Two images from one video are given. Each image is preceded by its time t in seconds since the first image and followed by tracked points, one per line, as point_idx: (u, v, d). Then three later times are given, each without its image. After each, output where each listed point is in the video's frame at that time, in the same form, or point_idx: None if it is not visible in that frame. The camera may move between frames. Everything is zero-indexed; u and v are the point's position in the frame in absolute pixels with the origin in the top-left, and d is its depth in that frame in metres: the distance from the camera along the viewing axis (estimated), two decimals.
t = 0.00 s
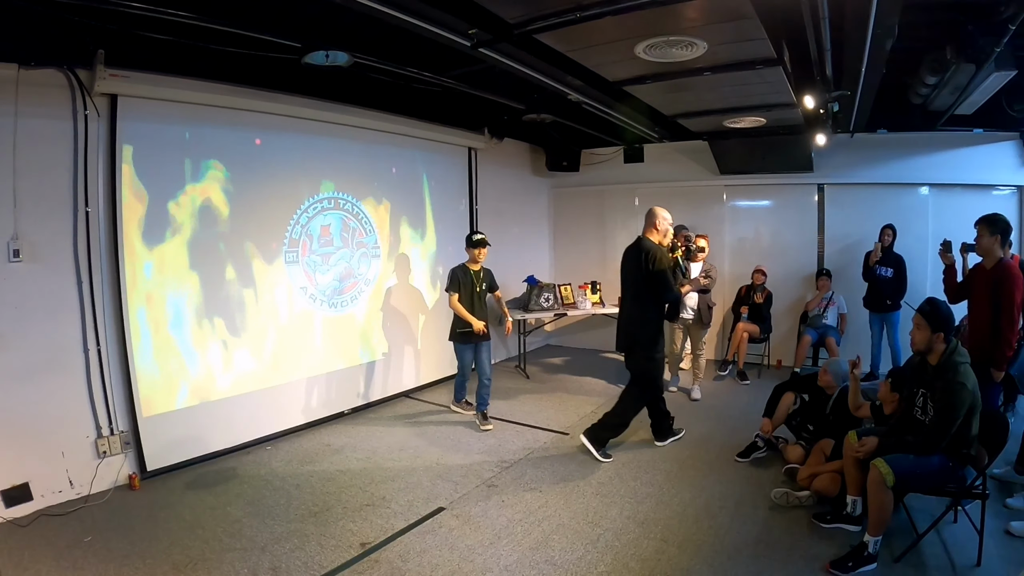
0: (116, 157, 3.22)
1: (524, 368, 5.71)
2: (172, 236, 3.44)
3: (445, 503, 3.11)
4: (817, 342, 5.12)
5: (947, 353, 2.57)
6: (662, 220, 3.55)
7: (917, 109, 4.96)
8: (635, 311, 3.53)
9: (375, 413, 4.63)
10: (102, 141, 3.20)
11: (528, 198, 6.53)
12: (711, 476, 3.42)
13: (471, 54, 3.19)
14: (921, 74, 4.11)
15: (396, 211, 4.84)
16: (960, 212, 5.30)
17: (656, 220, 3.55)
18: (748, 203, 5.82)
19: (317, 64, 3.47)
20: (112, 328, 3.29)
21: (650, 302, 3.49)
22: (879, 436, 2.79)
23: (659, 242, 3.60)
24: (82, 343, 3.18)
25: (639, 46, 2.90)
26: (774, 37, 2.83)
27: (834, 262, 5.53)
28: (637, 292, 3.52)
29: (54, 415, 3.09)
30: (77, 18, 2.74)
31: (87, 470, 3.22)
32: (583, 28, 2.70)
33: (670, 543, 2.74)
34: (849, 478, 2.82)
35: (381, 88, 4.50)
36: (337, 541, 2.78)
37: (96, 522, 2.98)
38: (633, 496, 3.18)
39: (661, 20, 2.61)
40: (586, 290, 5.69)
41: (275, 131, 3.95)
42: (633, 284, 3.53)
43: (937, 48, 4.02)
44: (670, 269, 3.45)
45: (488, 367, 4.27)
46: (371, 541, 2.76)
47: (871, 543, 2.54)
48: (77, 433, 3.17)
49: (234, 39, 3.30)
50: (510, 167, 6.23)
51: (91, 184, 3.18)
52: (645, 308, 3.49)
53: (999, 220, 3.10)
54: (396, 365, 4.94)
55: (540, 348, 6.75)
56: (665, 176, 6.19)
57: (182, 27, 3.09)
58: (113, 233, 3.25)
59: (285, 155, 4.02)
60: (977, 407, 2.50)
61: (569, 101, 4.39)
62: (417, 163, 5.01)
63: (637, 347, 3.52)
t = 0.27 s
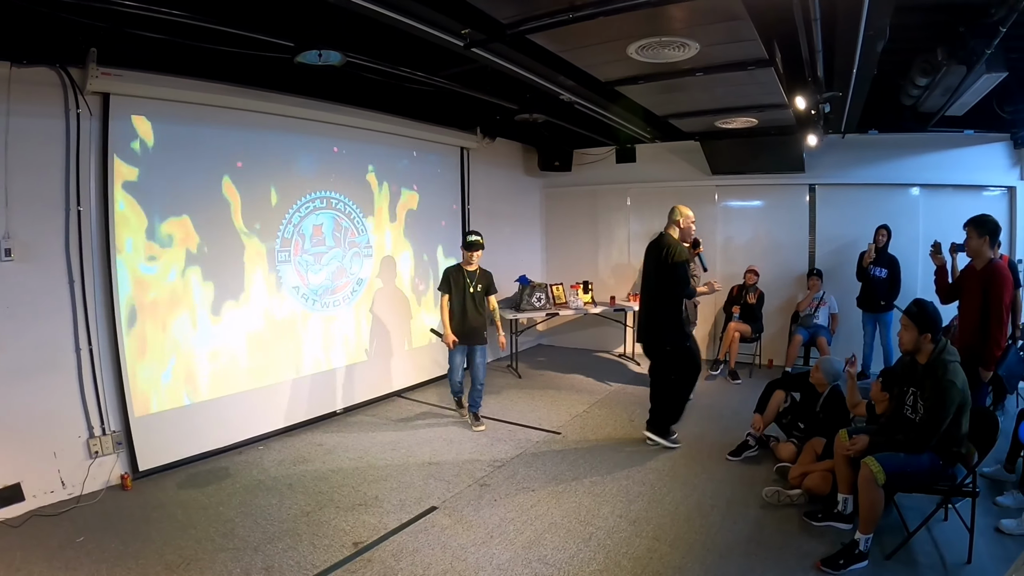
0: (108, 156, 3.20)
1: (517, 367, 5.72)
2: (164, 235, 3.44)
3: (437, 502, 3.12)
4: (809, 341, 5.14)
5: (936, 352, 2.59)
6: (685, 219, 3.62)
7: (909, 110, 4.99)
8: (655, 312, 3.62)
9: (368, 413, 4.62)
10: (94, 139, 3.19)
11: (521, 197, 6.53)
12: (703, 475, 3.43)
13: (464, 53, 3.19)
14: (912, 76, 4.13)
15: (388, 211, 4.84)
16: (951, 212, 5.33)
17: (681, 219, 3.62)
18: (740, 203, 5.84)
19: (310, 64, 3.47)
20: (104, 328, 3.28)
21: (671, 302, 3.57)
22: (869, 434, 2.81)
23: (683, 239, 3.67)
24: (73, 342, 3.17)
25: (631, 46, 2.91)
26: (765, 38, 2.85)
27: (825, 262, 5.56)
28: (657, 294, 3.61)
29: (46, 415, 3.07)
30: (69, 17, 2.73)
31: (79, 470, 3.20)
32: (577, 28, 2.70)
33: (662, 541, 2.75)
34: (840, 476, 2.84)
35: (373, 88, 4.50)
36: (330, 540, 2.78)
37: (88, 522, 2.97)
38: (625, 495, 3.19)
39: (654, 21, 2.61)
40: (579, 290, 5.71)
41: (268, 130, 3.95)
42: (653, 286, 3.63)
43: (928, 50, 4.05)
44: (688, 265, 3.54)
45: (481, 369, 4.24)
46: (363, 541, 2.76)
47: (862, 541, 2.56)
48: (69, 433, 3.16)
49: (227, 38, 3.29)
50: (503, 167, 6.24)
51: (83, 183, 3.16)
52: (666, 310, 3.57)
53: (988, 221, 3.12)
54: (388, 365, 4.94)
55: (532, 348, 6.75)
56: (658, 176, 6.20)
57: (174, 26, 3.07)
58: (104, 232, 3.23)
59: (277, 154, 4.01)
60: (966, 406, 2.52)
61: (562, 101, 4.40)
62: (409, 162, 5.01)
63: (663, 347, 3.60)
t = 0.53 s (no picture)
0: (104, 156, 3.20)
1: (513, 367, 5.72)
2: (158, 235, 3.43)
3: (433, 501, 3.12)
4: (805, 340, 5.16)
5: (930, 350, 2.60)
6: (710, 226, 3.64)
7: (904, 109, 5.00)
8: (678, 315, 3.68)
9: (364, 413, 4.62)
10: (89, 140, 3.18)
11: (517, 197, 6.54)
12: (699, 473, 3.43)
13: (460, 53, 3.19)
14: (906, 75, 4.14)
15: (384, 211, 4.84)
16: (947, 211, 5.35)
17: (703, 225, 3.65)
18: (736, 202, 5.85)
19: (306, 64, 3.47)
20: (100, 327, 3.27)
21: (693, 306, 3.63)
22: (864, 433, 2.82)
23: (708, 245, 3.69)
24: (69, 342, 3.16)
25: (626, 45, 2.91)
26: (760, 37, 2.85)
27: (821, 261, 5.57)
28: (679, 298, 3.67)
29: (42, 415, 3.06)
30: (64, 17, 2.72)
31: (76, 471, 3.20)
32: (573, 27, 2.70)
33: (658, 540, 2.76)
34: (835, 474, 2.85)
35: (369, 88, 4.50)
36: (327, 540, 2.78)
37: (85, 523, 2.97)
38: (621, 493, 3.19)
39: (650, 21, 2.62)
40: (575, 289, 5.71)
41: (263, 130, 3.94)
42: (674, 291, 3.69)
43: (923, 49, 4.06)
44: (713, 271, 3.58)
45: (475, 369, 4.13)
46: (360, 540, 2.76)
47: (859, 538, 2.57)
48: (66, 434, 3.15)
49: (223, 39, 3.29)
50: (498, 166, 6.24)
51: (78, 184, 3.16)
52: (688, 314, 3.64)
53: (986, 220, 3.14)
54: (384, 365, 4.95)
55: (528, 347, 6.75)
56: (653, 175, 6.21)
57: (170, 26, 3.07)
58: (101, 232, 3.23)
59: (273, 154, 4.01)
60: (960, 403, 2.52)
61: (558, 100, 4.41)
62: (405, 162, 5.02)
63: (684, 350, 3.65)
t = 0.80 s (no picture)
0: (103, 156, 3.20)
1: (512, 367, 5.73)
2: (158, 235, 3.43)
3: (433, 501, 3.12)
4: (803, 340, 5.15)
5: (929, 350, 2.60)
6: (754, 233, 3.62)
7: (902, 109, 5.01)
8: (713, 316, 3.72)
9: (363, 412, 4.63)
10: (88, 140, 3.18)
11: (515, 197, 6.54)
12: (698, 473, 3.44)
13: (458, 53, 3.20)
14: (905, 75, 4.15)
15: (383, 211, 4.84)
16: (945, 211, 5.35)
17: (748, 232, 3.62)
18: (734, 202, 5.86)
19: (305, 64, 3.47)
20: (99, 328, 3.27)
21: (729, 309, 3.65)
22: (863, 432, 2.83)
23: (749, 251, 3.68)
24: (68, 342, 3.16)
25: (625, 46, 2.91)
26: (759, 37, 2.86)
27: (819, 261, 5.58)
28: (715, 299, 3.70)
29: (41, 415, 3.06)
30: (64, 17, 2.72)
31: (75, 471, 3.20)
32: (572, 28, 2.71)
33: (657, 539, 2.76)
34: (834, 474, 2.85)
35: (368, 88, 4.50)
36: (326, 540, 2.78)
37: (85, 524, 2.97)
38: (620, 493, 3.20)
39: (649, 21, 2.63)
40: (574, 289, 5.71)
41: (262, 130, 3.94)
42: (710, 292, 3.73)
43: (921, 49, 4.07)
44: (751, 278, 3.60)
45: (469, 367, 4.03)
46: (359, 541, 2.76)
47: (859, 537, 2.58)
48: (66, 434, 3.15)
49: (223, 39, 3.29)
50: (497, 166, 6.24)
51: (78, 184, 3.15)
52: (723, 316, 3.67)
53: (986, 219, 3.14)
54: (383, 365, 4.95)
55: (527, 347, 6.76)
56: (652, 175, 6.22)
57: (169, 27, 3.07)
58: (100, 234, 3.23)
59: (272, 154, 4.01)
60: (959, 403, 2.53)
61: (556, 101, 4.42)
62: (404, 163, 5.02)
63: (716, 349, 3.70)
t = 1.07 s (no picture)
0: (102, 157, 3.20)
1: (511, 367, 5.73)
2: (156, 236, 3.43)
3: (432, 501, 3.13)
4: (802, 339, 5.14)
5: (927, 350, 2.61)
6: (780, 230, 3.62)
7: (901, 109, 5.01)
8: (738, 310, 3.73)
9: (363, 413, 4.63)
10: (87, 140, 3.18)
11: (514, 197, 6.54)
12: (697, 472, 3.44)
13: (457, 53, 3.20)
14: (903, 75, 4.16)
15: (383, 211, 4.85)
16: (943, 210, 5.36)
17: (770, 229, 3.63)
18: (733, 202, 5.87)
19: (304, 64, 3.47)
20: (98, 329, 3.27)
21: (746, 305, 3.71)
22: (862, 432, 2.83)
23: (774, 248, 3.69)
24: (68, 343, 3.16)
25: (624, 46, 2.92)
26: (757, 37, 2.86)
27: (818, 260, 5.59)
28: (734, 294, 3.77)
29: (41, 416, 3.06)
30: (62, 18, 2.73)
31: (74, 472, 3.20)
32: (570, 28, 2.71)
33: (656, 539, 2.76)
34: (834, 473, 2.86)
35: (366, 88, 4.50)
36: (326, 540, 2.78)
37: (84, 524, 2.97)
38: (619, 492, 3.20)
39: (647, 21, 2.63)
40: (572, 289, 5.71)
41: (261, 131, 3.95)
42: (730, 286, 3.79)
43: (919, 49, 4.07)
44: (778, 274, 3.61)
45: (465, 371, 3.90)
46: (358, 541, 2.77)
47: (859, 535, 2.58)
48: (64, 435, 3.15)
49: (220, 39, 3.29)
50: (496, 166, 6.25)
51: (77, 185, 3.15)
52: (743, 312, 3.71)
53: (987, 219, 3.13)
54: (381, 365, 4.95)
55: (526, 347, 6.76)
56: (650, 174, 6.23)
57: (168, 27, 3.07)
58: (98, 235, 3.23)
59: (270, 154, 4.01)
60: (957, 403, 2.54)
61: (555, 101, 4.42)
62: (402, 163, 5.02)
63: (729, 343, 3.78)
